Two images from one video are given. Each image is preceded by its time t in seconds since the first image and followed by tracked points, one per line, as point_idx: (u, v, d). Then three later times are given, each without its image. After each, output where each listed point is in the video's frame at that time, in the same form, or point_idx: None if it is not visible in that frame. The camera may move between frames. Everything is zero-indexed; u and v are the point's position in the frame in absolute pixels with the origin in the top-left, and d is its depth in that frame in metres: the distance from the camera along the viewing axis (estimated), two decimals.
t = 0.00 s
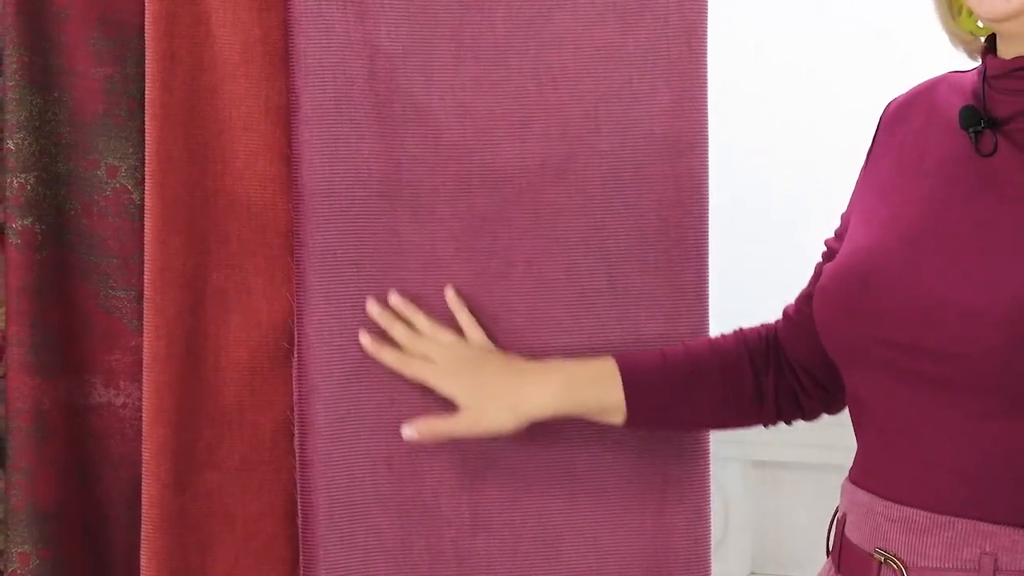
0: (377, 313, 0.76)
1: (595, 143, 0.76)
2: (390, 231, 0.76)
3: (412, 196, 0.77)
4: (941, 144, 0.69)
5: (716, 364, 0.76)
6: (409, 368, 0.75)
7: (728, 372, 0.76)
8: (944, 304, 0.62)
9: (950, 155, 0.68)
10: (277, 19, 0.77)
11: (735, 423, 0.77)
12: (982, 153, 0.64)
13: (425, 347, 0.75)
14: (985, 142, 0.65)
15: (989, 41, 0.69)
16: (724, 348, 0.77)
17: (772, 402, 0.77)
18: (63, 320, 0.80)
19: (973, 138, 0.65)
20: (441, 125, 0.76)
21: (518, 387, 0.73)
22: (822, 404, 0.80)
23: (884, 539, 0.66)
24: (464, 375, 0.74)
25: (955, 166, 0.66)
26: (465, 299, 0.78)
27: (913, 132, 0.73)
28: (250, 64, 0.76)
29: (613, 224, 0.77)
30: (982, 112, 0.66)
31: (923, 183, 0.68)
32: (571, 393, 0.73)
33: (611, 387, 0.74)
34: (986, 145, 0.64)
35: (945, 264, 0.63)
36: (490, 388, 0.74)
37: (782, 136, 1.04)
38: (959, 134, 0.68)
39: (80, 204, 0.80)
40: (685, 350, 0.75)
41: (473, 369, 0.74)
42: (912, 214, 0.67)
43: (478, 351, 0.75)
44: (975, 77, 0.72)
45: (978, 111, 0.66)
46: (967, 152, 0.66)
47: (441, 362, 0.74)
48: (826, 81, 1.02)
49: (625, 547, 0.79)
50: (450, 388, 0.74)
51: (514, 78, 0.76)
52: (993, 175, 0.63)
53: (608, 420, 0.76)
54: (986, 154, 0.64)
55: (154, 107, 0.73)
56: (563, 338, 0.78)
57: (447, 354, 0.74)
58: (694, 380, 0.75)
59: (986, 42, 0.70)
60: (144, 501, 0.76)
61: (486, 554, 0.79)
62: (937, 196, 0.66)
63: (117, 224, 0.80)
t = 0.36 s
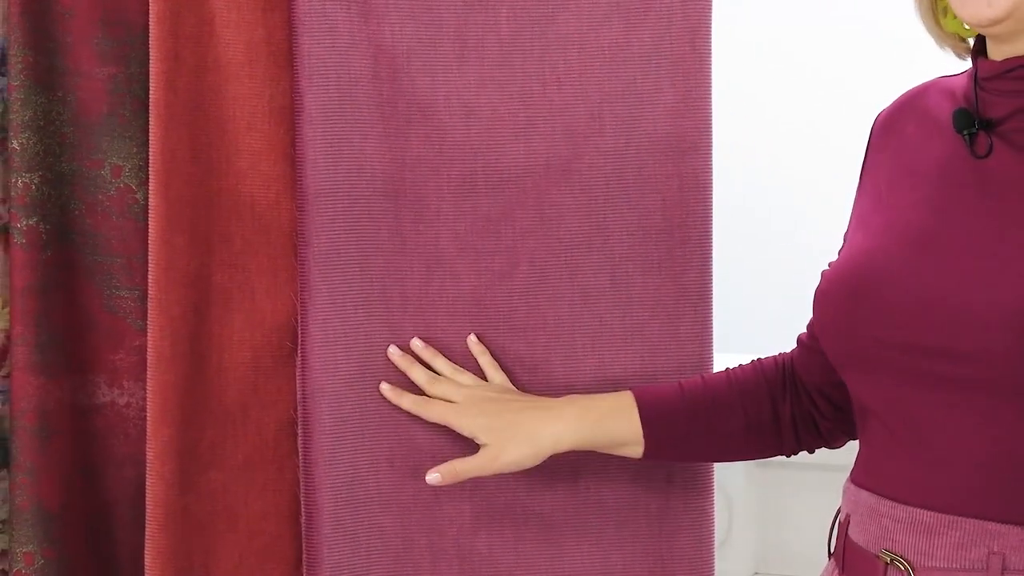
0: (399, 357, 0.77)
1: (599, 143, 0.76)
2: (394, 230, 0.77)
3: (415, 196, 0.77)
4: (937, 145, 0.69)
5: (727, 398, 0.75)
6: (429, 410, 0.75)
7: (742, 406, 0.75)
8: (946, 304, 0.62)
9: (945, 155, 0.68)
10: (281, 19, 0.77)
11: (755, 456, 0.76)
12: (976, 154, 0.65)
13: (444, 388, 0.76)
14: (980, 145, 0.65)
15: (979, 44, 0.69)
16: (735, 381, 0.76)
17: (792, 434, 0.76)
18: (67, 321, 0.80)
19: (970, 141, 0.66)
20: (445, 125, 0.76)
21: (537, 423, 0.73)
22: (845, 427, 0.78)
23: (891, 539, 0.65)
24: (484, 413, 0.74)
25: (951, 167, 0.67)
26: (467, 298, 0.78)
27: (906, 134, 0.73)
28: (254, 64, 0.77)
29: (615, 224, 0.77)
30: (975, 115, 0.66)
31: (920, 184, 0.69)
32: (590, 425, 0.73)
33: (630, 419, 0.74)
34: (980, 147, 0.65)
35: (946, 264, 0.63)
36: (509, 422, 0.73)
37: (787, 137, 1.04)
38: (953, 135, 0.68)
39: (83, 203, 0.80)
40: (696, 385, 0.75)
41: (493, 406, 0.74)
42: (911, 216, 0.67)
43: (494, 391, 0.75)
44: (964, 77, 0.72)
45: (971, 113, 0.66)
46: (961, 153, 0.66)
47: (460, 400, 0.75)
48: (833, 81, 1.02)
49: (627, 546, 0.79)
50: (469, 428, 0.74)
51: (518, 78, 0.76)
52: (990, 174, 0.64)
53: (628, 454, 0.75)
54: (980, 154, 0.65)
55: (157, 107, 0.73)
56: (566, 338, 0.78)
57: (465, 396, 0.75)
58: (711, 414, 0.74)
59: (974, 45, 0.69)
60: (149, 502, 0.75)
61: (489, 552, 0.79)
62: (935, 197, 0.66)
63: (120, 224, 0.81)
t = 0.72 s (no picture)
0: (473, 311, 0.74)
1: (600, 143, 0.76)
2: (396, 231, 0.76)
3: (417, 196, 0.77)
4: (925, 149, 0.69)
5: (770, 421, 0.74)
6: (506, 341, 0.73)
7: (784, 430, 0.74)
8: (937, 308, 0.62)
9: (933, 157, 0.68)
10: (282, 19, 0.77)
11: (795, 472, 0.76)
12: (963, 158, 0.65)
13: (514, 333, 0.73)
14: (965, 147, 0.65)
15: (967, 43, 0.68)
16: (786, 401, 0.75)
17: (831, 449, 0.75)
18: (67, 321, 0.80)
19: (957, 143, 0.65)
20: (446, 125, 0.76)
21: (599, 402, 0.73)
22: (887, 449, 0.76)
23: (886, 539, 0.66)
24: (556, 385, 0.73)
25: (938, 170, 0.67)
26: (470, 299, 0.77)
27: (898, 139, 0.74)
28: (254, 64, 0.76)
29: (617, 224, 0.77)
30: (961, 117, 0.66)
31: (910, 187, 0.69)
32: (659, 401, 0.74)
33: (694, 411, 0.75)
34: (965, 151, 0.65)
35: (936, 268, 0.63)
36: (579, 401, 0.73)
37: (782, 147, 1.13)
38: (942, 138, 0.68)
39: (83, 203, 0.80)
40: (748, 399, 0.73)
41: (567, 373, 0.73)
42: (902, 220, 0.67)
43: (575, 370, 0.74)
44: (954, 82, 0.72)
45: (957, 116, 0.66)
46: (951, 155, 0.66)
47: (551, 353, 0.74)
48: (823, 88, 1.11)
49: (630, 547, 0.79)
50: (544, 367, 0.73)
51: (519, 78, 0.76)
52: (977, 177, 0.64)
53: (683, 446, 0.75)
54: (968, 157, 0.64)
55: (157, 107, 0.73)
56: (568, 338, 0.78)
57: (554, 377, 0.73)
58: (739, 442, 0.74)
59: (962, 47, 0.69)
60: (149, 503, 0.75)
61: (491, 553, 0.79)
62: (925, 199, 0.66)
63: (119, 224, 0.80)
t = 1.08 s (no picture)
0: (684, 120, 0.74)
1: (602, 143, 0.76)
2: (397, 231, 0.77)
3: (418, 196, 0.77)
4: (922, 153, 0.71)
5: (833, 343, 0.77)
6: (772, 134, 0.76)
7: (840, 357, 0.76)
8: (931, 306, 0.62)
9: (930, 160, 0.69)
10: (282, 19, 0.77)
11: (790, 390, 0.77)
12: (958, 156, 0.66)
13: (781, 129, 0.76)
14: (960, 146, 0.66)
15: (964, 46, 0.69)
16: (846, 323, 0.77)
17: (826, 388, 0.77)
18: (66, 321, 0.80)
19: (951, 141, 0.66)
20: (448, 125, 0.76)
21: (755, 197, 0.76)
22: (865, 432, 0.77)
23: (881, 538, 0.67)
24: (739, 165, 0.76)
25: (931, 171, 0.68)
26: (471, 299, 0.77)
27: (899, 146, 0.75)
28: (255, 64, 0.76)
29: (618, 224, 0.77)
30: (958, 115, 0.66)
31: (906, 190, 0.69)
32: (764, 250, 0.76)
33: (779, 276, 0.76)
34: (960, 149, 0.65)
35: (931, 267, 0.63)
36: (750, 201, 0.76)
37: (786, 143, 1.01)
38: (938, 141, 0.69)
39: (84, 204, 0.80)
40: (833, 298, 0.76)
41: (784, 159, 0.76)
42: (897, 220, 0.68)
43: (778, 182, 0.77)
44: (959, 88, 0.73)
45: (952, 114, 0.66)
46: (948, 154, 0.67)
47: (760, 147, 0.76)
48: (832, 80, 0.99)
49: (631, 547, 0.79)
50: (732, 152, 0.76)
51: (520, 78, 0.76)
52: (970, 178, 0.64)
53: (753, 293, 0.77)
54: (961, 154, 0.65)
55: (158, 107, 0.74)
56: (569, 338, 0.78)
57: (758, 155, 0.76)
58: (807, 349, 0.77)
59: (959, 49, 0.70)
60: (149, 505, 0.76)
61: (493, 553, 0.78)
62: (919, 200, 0.67)
63: (120, 224, 0.80)
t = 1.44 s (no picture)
0: (670, 179, 0.75)
1: (601, 143, 0.77)
2: (396, 231, 0.76)
3: (417, 196, 0.77)
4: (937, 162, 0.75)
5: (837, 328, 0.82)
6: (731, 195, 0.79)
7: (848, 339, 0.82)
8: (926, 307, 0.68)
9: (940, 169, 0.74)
10: (282, 20, 0.77)
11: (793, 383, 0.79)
12: (971, 156, 0.70)
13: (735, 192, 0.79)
14: (973, 146, 0.70)
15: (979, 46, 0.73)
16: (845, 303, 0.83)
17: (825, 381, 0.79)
18: (65, 321, 0.80)
19: (964, 141, 0.70)
20: (446, 125, 0.76)
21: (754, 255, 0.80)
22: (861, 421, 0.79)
23: (885, 535, 0.71)
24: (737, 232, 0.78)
25: (938, 181, 0.73)
26: (470, 299, 0.77)
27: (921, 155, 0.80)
28: (254, 64, 0.76)
29: (617, 224, 0.77)
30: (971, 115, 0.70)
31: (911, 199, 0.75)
32: (780, 298, 0.82)
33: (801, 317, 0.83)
34: (973, 149, 0.70)
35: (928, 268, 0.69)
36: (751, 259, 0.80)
37: (786, 143, 1.00)
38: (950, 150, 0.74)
39: (83, 204, 0.80)
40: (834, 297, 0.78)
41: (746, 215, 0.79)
42: (906, 224, 0.73)
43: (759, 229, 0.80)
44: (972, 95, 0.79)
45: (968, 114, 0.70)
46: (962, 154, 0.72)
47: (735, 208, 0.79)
48: (832, 79, 0.99)
49: (629, 547, 0.79)
50: (727, 217, 0.77)
51: (519, 78, 0.76)
52: (975, 185, 0.69)
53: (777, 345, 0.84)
54: (976, 156, 0.70)
55: (158, 107, 0.73)
56: (568, 338, 0.78)
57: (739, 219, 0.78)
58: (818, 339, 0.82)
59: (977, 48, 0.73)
60: (149, 505, 0.75)
61: (491, 553, 0.78)
62: (923, 208, 0.72)
63: (120, 224, 0.80)
